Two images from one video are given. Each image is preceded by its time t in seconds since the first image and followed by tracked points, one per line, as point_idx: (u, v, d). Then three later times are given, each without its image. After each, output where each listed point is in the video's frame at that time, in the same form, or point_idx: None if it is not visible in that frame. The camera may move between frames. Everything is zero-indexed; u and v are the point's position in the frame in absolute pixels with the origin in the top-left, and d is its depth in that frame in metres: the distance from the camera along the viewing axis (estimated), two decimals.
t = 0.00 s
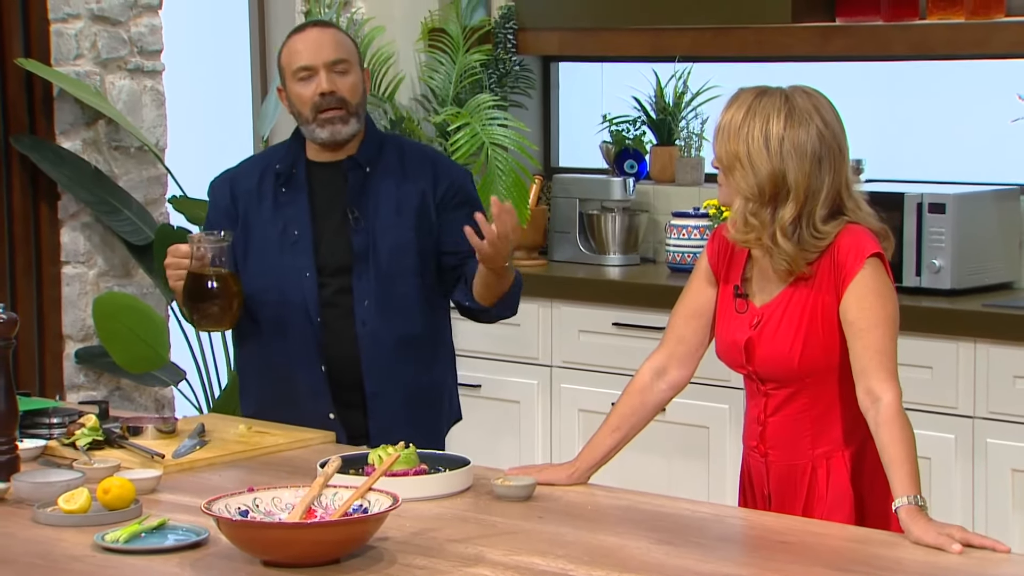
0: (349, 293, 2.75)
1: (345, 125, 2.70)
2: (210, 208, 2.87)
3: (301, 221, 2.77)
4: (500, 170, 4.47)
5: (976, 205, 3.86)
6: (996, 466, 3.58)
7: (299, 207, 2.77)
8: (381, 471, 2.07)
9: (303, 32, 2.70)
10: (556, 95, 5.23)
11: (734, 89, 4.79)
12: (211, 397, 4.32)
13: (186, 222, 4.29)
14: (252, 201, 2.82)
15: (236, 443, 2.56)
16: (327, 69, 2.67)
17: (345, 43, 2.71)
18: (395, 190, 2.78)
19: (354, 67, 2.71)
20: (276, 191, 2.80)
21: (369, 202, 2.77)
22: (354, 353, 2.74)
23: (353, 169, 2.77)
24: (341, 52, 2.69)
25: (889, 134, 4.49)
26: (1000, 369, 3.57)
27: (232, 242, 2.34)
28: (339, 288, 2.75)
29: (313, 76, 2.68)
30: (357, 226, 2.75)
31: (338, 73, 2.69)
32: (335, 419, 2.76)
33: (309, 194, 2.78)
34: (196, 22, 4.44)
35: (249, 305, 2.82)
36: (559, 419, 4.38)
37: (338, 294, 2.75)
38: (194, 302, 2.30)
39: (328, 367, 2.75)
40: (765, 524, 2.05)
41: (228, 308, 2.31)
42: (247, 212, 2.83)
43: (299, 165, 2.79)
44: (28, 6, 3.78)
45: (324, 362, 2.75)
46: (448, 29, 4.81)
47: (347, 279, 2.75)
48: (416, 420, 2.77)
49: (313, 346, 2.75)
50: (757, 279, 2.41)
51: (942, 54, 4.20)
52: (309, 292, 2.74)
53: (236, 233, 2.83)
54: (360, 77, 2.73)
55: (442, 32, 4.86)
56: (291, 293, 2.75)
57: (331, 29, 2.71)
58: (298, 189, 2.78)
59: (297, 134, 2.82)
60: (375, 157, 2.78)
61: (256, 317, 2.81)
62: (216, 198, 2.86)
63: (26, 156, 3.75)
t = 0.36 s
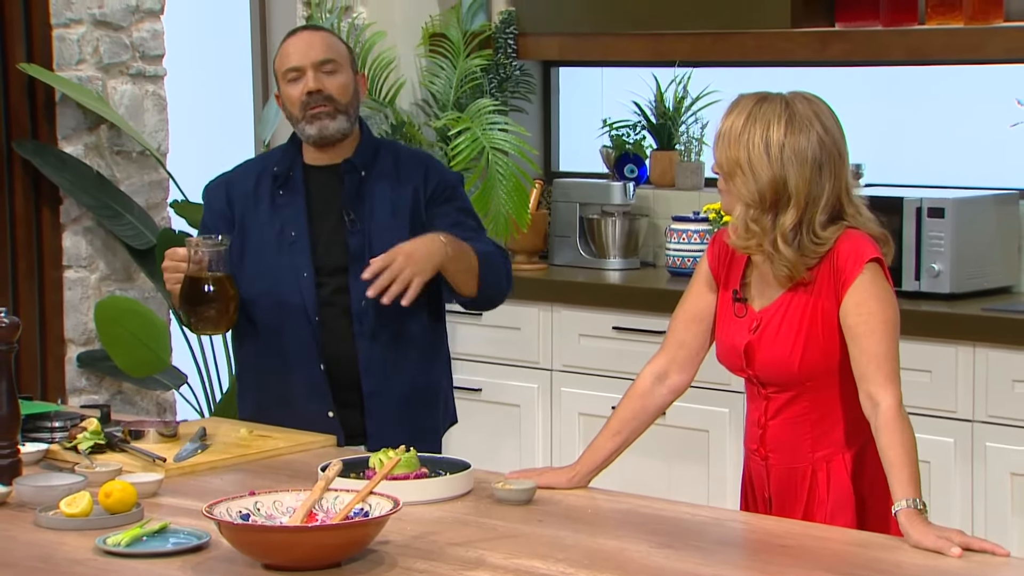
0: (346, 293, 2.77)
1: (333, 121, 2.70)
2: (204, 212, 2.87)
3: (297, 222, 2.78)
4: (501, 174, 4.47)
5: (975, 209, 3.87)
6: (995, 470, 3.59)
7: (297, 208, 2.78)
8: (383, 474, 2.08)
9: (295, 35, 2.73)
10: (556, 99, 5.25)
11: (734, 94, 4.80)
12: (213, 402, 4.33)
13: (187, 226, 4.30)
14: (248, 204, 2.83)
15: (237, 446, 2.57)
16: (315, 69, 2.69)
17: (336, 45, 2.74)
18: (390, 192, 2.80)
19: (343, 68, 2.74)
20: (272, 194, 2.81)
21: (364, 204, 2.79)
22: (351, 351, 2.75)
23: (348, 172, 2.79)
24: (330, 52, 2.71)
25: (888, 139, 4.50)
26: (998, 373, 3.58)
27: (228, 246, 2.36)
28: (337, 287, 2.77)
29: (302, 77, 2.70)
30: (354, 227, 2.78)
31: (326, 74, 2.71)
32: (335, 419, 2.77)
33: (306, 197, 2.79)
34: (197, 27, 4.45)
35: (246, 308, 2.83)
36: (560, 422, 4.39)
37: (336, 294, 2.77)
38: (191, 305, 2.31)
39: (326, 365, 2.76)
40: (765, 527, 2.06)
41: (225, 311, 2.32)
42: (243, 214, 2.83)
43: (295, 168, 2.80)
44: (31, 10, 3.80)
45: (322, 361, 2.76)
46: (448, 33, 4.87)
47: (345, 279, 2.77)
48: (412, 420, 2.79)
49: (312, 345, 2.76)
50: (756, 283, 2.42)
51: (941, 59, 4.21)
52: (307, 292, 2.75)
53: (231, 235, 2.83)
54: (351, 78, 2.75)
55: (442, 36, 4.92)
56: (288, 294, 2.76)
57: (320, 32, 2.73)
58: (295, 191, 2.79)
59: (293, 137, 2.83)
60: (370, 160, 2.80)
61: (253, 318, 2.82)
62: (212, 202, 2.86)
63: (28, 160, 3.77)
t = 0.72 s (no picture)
0: (342, 293, 2.77)
1: (339, 127, 2.71)
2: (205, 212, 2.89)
3: (295, 224, 2.79)
4: (501, 177, 4.49)
5: (974, 212, 3.88)
6: (996, 472, 3.59)
7: (294, 209, 2.80)
8: (384, 477, 2.09)
9: (302, 37, 2.73)
10: (557, 103, 5.26)
11: (734, 98, 4.81)
12: (214, 404, 4.34)
13: (188, 230, 4.31)
14: (247, 204, 2.85)
15: (239, 449, 2.58)
16: (324, 73, 2.70)
17: (345, 49, 2.74)
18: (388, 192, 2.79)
19: (352, 73, 2.74)
20: (270, 195, 2.83)
21: (361, 205, 2.78)
22: (345, 351, 2.75)
23: (346, 173, 2.78)
24: (339, 57, 2.71)
25: (888, 142, 4.51)
26: (999, 375, 3.58)
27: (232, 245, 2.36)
28: (332, 288, 2.77)
29: (310, 79, 2.70)
30: (350, 229, 2.77)
31: (335, 77, 2.71)
32: (330, 419, 2.78)
33: (304, 199, 2.80)
34: (199, 30, 4.46)
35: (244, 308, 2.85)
36: (561, 425, 4.40)
37: (332, 295, 2.77)
38: (196, 303, 2.31)
39: (321, 366, 2.77)
40: (765, 530, 2.07)
41: (230, 308, 2.32)
42: (242, 216, 2.85)
43: (294, 170, 2.81)
44: (33, 13, 3.80)
45: (317, 361, 2.77)
46: (450, 38, 4.87)
47: (341, 280, 2.77)
48: (409, 422, 2.79)
49: (306, 344, 2.77)
50: (759, 287, 2.42)
51: (941, 62, 4.22)
52: (303, 294, 2.76)
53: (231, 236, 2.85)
54: (358, 83, 2.75)
55: (443, 40, 4.92)
56: (284, 293, 2.78)
57: (329, 35, 2.73)
58: (293, 193, 2.80)
59: (292, 140, 2.85)
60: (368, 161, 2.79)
61: (251, 318, 2.83)
62: (212, 203, 2.88)
63: (31, 164, 3.77)
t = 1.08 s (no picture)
0: (341, 296, 2.77)
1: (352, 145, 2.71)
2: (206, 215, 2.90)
3: (294, 226, 2.79)
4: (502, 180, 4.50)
5: (975, 214, 3.88)
6: (996, 474, 3.60)
7: (294, 212, 2.79)
8: (385, 478, 2.09)
9: (313, 49, 2.69)
10: (558, 105, 5.27)
11: (735, 100, 4.82)
12: (215, 405, 4.35)
13: (191, 232, 4.32)
14: (247, 207, 2.86)
15: (240, 451, 2.58)
16: (337, 92, 2.68)
17: (357, 65, 2.71)
18: (388, 197, 2.80)
19: (362, 90, 2.72)
20: (270, 199, 2.83)
21: (360, 208, 2.80)
22: (344, 354, 2.76)
23: (346, 176, 2.79)
24: (352, 75, 2.69)
25: (888, 144, 4.52)
26: (999, 377, 3.59)
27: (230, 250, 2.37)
28: (332, 291, 2.77)
29: (324, 98, 2.68)
30: (349, 232, 2.78)
31: (348, 96, 2.69)
32: (330, 421, 2.78)
33: (303, 202, 2.80)
34: (201, 32, 4.47)
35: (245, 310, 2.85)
36: (562, 426, 4.40)
37: (332, 298, 2.77)
38: (194, 308, 2.32)
39: (321, 368, 2.78)
40: (765, 532, 2.07)
41: (228, 313, 2.33)
42: (242, 219, 2.86)
43: (294, 174, 2.82)
44: (35, 16, 3.80)
45: (317, 364, 2.77)
46: (451, 40, 4.90)
47: (341, 283, 2.78)
48: (410, 424, 2.80)
49: (306, 346, 2.77)
50: (763, 290, 2.43)
51: (942, 65, 4.23)
52: (303, 297, 2.76)
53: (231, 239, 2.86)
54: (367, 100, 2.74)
55: (444, 42, 4.96)
56: (284, 295, 2.78)
57: (341, 49, 2.70)
58: (293, 196, 2.81)
59: (293, 143, 2.85)
60: (369, 165, 2.80)
61: (252, 322, 2.83)
62: (212, 205, 2.88)
63: (32, 166, 3.78)
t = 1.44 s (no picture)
0: (344, 297, 2.78)
1: (347, 147, 2.71)
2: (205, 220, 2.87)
3: (296, 227, 2.79)
4: (502, 180, 4.50)
5: (974, 214, 3.89)
6: (996, 473, 3.60)
7: (294, 213, 2.80)
8: (386, 478, 2.10)
9: (314, 49, 2.70)
10: (559, 105, 5.28)
11: (735, 100, 4.83)
12: (216, 404, 4.35)
13: (192, 232, 4.32)
14: (247, 208, 2.85)
15: (241, 451, 2.59)
16: (337, 93, 2.68)
17: (357, 67, 2.72)
18: (388, 199, 2.83)
19: (361, 92, 2.73)
20: (270, 199, 2.83)
21: (362, 209, 2.81)
22: (349, 354, 2.77)
23: (347, 177, 2.80)
24: (351, 77, 2.69)
25: (888, 144, 4.52)
26: (999, 377, 3.59)
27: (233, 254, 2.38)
28: (335, 292, 2.78)
29: (323, 98, 2.69)
30: (351, 233, 2.79)
31: (347, 98, 2.70)
32: (335, 421, 2.78)
33: (304, 202, 2.81)
34: (201, 31, 4.48)
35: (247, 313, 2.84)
36: (562, 426, 4.41)
37: (335, 299, 2.78)
38: (198, 311, 2.32)
39: (324, 369, 2.78)
40: (765, 532, 2.07)
41: (232, 317, 2.33)
42: (243, 219, 2.86)
43: (294, 174, 2.82)
44: (36, 16, 3.81)
45: (321, 364, 2.77)
46: (451, 40, 4.91)
47: (343, 284, 2.78)
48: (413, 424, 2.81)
49: (310, 346, 2.77)
50: (766, 292, 2.43)
51: (942, 65, 4.23)
52: (305, 297, 2.76)
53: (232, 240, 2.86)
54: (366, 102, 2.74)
55: (445, 42, 4.97)
56: (286, 296, 2.78)
57: (342, 50, 2.70)
58: (293, 197, 2.81)
59: (293, 144, 2.85)
60: (369, 166, 2.82)
61: (254, 325, 2.83)
62: (212, 205, 2.87)
63: (33, 166, 3.78)
